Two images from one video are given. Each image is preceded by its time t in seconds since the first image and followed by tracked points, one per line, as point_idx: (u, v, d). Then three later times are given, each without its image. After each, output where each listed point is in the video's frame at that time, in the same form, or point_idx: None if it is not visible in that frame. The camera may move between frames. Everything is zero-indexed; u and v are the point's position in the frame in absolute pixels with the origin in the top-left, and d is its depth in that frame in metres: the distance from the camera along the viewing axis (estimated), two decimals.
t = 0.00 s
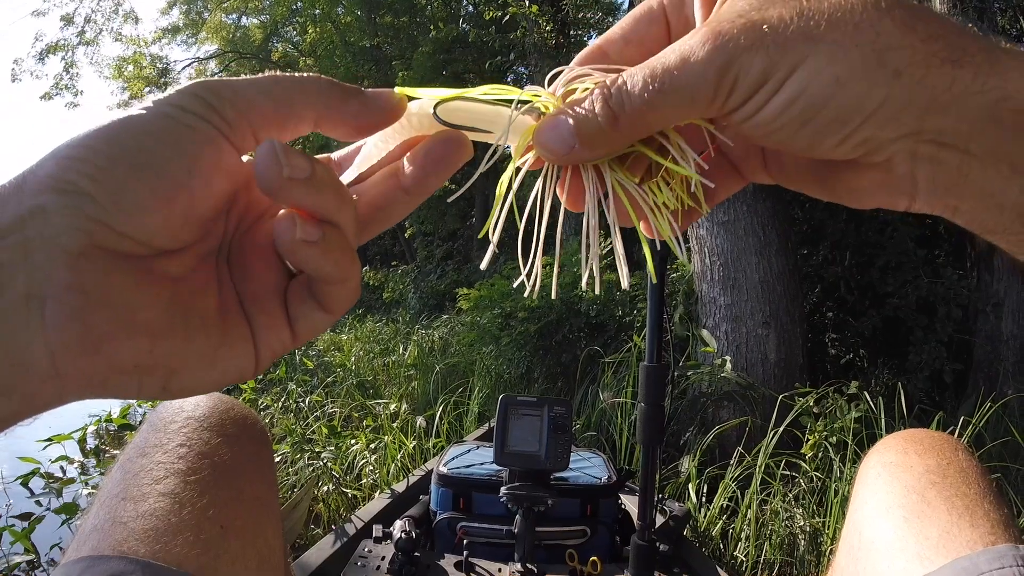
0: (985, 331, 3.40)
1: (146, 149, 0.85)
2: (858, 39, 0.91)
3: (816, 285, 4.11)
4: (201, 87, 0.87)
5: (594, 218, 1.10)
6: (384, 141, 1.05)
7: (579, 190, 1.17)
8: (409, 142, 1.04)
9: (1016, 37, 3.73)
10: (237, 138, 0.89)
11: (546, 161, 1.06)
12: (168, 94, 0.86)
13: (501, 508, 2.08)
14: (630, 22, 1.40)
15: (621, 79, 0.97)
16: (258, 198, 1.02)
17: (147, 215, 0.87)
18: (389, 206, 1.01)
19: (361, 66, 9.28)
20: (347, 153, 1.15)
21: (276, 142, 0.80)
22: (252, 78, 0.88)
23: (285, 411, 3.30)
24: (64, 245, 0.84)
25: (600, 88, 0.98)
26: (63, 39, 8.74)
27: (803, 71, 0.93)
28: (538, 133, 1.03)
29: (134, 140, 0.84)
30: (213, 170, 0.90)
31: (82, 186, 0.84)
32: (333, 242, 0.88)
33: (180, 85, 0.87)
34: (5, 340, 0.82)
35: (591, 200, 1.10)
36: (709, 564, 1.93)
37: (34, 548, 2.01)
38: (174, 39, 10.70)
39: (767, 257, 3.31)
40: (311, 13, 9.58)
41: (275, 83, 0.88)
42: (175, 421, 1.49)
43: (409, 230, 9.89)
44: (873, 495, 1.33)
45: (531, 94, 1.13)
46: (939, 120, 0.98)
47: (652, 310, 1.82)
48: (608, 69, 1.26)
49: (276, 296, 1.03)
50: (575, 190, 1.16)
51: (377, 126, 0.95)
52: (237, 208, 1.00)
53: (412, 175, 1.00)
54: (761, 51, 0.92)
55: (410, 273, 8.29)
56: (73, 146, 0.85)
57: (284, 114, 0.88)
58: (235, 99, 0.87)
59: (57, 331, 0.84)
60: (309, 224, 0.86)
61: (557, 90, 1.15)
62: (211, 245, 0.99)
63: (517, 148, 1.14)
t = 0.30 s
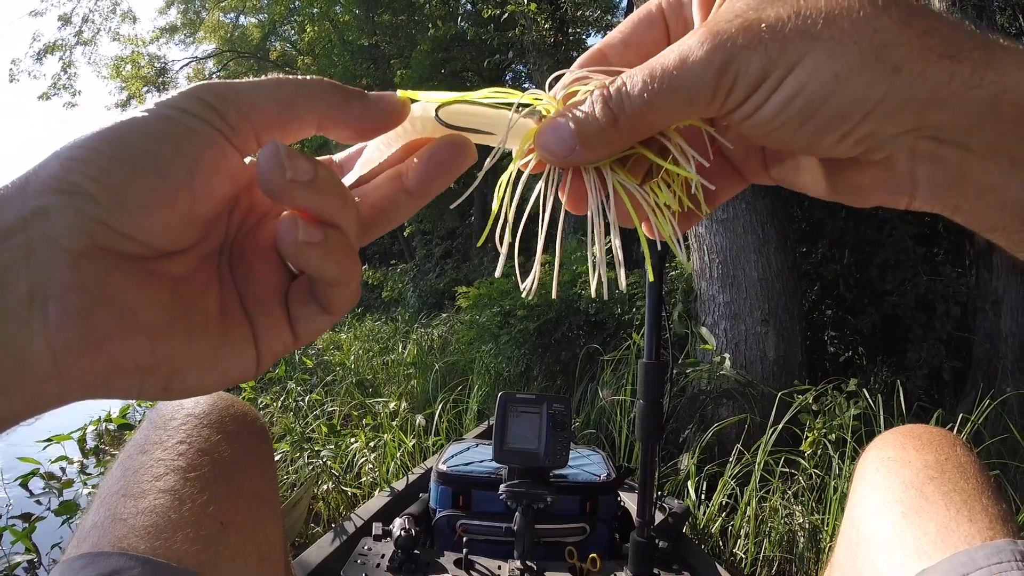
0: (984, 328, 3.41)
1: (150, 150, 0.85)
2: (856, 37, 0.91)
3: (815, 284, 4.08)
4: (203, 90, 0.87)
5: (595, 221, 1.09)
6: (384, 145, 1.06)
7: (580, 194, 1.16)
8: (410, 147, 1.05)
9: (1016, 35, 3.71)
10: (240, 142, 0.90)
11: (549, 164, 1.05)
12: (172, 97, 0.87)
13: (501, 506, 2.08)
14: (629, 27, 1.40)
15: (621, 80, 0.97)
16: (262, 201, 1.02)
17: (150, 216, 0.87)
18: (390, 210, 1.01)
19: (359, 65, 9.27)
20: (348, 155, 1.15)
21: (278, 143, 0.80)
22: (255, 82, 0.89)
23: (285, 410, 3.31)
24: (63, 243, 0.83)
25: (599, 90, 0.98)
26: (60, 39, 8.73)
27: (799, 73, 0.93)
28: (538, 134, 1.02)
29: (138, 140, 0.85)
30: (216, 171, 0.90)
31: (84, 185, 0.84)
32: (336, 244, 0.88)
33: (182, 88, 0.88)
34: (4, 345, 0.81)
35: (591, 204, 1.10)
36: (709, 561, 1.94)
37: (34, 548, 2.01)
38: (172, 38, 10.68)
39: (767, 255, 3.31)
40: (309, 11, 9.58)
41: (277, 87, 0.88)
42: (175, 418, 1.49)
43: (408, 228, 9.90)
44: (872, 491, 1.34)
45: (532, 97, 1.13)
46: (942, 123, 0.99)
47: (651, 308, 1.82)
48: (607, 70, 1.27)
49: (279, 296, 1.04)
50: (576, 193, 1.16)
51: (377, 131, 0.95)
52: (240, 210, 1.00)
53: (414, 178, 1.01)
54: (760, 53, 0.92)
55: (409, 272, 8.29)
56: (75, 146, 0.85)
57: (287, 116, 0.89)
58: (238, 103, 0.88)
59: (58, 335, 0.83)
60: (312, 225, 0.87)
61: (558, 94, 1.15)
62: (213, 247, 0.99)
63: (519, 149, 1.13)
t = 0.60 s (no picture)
0: (983, 327, 3.40)
1: (154, 142, 0.84)
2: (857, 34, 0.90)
3: (814, 281, 4.09)
4: (209, 87, 0.87)
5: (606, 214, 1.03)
6: (386, 131, 1.04)
7: (583, 201, 1.09)
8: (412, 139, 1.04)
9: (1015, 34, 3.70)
10: (245, 137, 0.89)
11: (553, 163, 1.06)
12: (177, 92, 0.86)
13: (500, 504, 2.08)
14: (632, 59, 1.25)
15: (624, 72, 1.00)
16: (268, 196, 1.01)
17: (154, 207, 0.86)
18: (394, 203, 1.01)
19: (358, 63, 9.25)
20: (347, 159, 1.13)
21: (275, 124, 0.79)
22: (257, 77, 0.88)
23: (284, 408, 3.31)
24: (65, 235, 0.83)
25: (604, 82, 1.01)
26: (59, 38, 8.71)
27: (801, 40, 0.94)
28: (541, 132, 1.05)
29: (142, 132, 0.84)
30: (222, 165, 0.89)
31: (87, 176, 0.83)
32: (334, 228, 0.87)
33: (188, 84, 0.87)
34: (10, 334, 0.82)
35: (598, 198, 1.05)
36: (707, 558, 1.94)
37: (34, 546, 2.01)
38: (171, 37, 10.66)
39: (765, 253, 3.30)
40: (308, 10, 9.57)
41: (281, 82, 0.87)
42: (174, 416, 1.49)
43: (408, 227, 9.90)
44: (872, 490, 1.33)
45: (535, 104, 1.15)
46: (945, 104, 0.99)
47: (650, 306, 1.82)
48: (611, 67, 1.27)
49: (282, 291, 1.03)
50: (579, 200, 1.09)
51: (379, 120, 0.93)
52: (245, 205, 1.00)
53: (416, 170, 1.00)
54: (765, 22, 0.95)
55: (408, 271, 8.29)
56: (80, 138, 0.84)
57: (290, 111, 0.88)
58: (242, 98, 0.86)
59: (59, 323, 0.84)
60: (310, 207, 0.85)
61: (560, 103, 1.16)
62: (217, 241, 0.99)
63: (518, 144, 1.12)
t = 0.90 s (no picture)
0: (982, 325, 3.41)
1: (155, 147, 0.83)
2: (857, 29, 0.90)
3: (813, 279, 4.07)
4: (211, 90, 0.85)
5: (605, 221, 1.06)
6: (388, 140, 1.06)
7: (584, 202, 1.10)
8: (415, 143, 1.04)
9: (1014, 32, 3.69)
10: (246, 143, 0.88)
11: (550, 163, 1.06)
12: (178, 95, 0.85)
13: (499, 502, 2.08)
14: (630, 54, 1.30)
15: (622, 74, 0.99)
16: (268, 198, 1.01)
17: (154, 213, 0.86)
18: (394, 208, 1.01)
19: (356, 62, 9.24)
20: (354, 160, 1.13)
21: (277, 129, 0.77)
22: (259, 82, 0.86)
23: (283, 407, 3.31)
24: (67, 240, 0.83)
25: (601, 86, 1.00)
26: (57, 37, 8.69)
27: (800, 41, 0.93)
28: (540, 132, 1.04)
29: (143, 137, 0.83)
30: (223, 170, 0.89)
31: (87, 181, 0.82)
32: (336, 235, 0.87)
33: (189, 87, 0.85)
34: (12, 338, 0.82)
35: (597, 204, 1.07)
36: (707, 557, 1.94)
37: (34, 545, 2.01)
38: (170, 36, 10.64)
39: (765, 251, 3.29)
40: (307, 9, 9.56)
41: (283, 87, 0.85)
42: (174, 415, 1.48)
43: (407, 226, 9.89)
44: (871, 489, 1.33)
45: (534, 104, 1.14)
46: (945, 110, 0.99)
47: (648, 305, 1.82)
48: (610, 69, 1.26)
49: (282, 296, 1.03)
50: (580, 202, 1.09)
51: (381, 126, 0.93)
52: (246, 209, 0.99)
53: (418, 177, 0.99)
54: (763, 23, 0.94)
55: (407, 270, 8.28)
56: (80, 141, 0.83)
57: (293, 116, 0.86)
58: (244, 103, 0.85)
59: (60, 327, 0.84)
60: (312, 214, 0.84)
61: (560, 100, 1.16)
62: (217, 246, 0.99)
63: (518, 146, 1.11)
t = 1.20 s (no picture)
0: (982, 324, 3.41)
1: (156, 159, 0.83)
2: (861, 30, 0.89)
3: (813, 278, 4.05)
4: (211, 99, 0.85)
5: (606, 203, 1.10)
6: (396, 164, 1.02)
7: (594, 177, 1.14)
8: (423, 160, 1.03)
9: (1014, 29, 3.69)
10: (246, 152, 0.88)
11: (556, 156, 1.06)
12: (178, 105, 0.85)
13: (499, 500, 2.07)
14: None
15: (630, 89, 0.96)
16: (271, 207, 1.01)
17: (156, 225, 0.86)
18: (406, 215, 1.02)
19: (356, 60, 9.24)
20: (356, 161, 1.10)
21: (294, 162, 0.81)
22: (262, 89, 0.86)
23: (283, 406, 3.31)
24: (71, 254, 0.82)
25: (608, 89, 0.98)
26: (56, 35, 8.66)
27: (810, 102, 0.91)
28: (550, 134, 1.03)
29: (144, 149, 0.83)
30: (224, 180, 0.89)
31: (88, 195, 0.82)
32: (348, 258, 0.89)
33: (189, 96, 0.85)
34: (16, 353, 0.81)
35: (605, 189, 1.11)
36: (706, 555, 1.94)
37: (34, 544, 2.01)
38: (169, 35, 10.62)
39: (764, 249, 3.30)
40: (307, 7, 9.55)
41: (285, 96, 0.86)
42: (174, 415, 1.49)
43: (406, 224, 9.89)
44: (870, 489, 1.33)
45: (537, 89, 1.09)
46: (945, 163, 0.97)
47: (648, 303, 1.81)
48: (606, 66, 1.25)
49: (291, 303, 1.04)
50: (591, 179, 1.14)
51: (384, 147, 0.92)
52: (251, 217, 0.99)
53: (429, 190, 1.02)
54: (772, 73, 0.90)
55: (406, 268, 8.26)
56: (82, 155, 0.83)
57: (299, 125, 0.86)
58: (246, 112, 0.85)
59: (62, 342, 0.82)
60: (325, 242, 0.88)
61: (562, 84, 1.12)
62: (222, 256, 0.99)
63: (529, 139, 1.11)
